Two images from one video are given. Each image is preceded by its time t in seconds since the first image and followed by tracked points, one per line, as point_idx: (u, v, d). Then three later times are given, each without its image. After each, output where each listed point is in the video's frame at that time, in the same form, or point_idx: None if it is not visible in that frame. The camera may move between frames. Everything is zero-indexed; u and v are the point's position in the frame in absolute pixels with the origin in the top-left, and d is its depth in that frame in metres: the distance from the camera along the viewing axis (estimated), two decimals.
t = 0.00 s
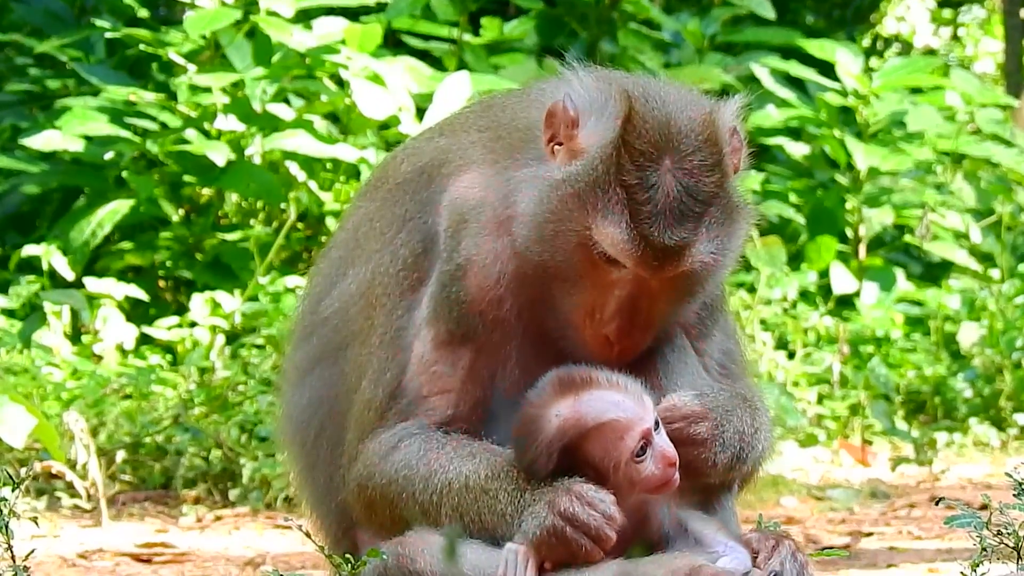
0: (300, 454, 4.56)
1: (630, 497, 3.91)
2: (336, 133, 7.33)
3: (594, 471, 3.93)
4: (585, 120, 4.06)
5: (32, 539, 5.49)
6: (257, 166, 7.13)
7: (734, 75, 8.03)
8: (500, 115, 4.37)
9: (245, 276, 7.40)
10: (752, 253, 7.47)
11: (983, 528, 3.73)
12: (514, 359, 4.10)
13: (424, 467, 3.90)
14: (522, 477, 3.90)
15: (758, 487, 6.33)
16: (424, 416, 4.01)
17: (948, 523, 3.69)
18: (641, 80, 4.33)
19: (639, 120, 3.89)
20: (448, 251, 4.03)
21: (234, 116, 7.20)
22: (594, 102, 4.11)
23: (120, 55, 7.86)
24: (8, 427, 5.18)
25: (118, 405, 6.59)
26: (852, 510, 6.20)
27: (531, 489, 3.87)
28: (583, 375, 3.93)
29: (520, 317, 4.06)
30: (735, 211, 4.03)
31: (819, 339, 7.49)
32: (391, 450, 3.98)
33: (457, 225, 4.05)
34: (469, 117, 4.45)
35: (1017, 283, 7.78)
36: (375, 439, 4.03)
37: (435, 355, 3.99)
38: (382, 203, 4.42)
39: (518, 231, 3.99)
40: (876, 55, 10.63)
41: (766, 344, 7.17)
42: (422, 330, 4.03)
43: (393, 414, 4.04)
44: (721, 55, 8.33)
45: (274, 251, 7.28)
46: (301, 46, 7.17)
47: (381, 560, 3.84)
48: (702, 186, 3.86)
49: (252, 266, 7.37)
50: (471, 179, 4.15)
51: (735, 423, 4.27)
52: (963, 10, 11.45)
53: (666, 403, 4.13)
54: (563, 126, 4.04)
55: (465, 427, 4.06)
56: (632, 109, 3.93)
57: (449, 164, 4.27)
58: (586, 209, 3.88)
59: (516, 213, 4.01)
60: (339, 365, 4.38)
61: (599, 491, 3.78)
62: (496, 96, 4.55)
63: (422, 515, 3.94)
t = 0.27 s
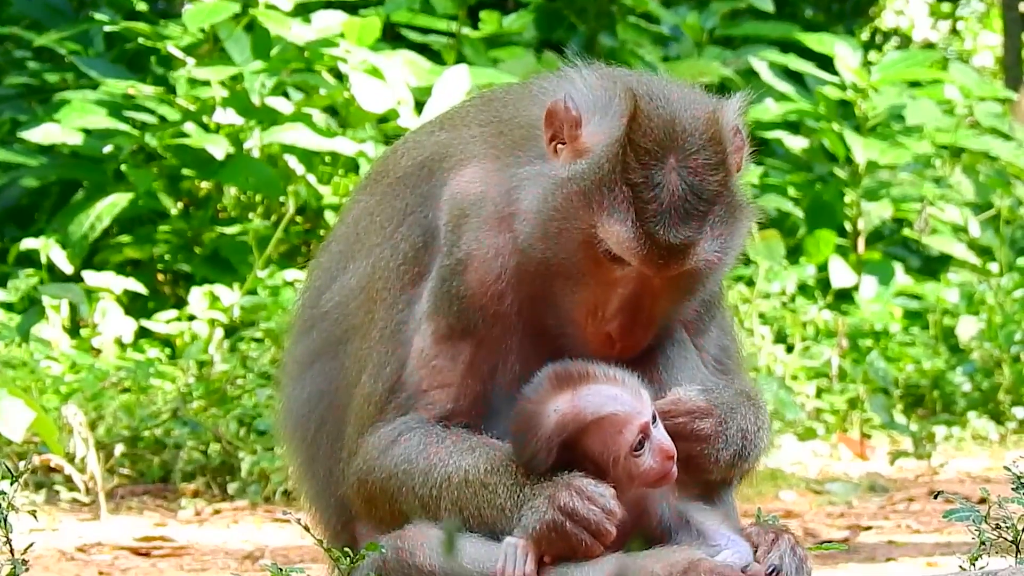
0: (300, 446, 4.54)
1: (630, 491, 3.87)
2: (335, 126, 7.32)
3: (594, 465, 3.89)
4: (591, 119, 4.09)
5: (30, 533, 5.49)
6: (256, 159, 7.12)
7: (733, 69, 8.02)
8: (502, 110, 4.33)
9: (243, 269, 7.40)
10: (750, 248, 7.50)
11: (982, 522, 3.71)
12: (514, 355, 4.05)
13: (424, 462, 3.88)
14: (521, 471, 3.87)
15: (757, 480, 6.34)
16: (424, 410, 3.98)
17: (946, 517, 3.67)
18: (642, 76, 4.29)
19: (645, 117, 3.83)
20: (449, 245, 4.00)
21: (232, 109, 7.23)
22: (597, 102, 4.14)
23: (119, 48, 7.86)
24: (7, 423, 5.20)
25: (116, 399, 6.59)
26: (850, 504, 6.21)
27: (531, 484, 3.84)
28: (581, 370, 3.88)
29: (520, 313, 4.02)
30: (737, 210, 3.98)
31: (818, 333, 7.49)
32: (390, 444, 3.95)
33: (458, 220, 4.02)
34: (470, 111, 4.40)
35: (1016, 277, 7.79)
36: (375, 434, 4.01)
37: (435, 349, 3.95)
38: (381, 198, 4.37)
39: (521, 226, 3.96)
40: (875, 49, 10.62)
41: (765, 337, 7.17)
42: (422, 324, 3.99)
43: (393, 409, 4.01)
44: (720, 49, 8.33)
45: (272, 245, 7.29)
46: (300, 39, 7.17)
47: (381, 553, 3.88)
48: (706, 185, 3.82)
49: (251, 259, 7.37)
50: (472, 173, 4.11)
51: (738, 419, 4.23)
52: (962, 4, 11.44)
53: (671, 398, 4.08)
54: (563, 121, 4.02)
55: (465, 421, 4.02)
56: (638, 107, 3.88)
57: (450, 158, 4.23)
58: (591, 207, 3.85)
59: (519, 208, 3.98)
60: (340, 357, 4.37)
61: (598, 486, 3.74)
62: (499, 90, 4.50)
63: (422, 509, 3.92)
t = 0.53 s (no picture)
0: (300, 436, 4.53)
1: (628, 488, 3.76)
2: (333, 120, 7.32)
3: (592, 463, 3.78)
4: (573, 105, 3.96)
5: (30, 527, 5.48)
6: (254, 154, 7.12)
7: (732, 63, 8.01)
8: (499, 102, 4.30)
9: (242, 263, 7.40)
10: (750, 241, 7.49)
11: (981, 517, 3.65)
12: (515, 348, 4.01)
13: (423, 455, 3.86)
14: (519, 466, 3.81)
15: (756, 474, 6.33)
16: (424, 402, 3.96)
17: (946, 510, 3.64)
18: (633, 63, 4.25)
19: (630, 101, 3.74)
20: (449, 235, 3.95)
21: (231, 103, 7.19)
22: (582, 90, 4.02)
23: (118, 42, 7.85)
24: (6, 416, 5.10)
25: (115, 393, 6.59)
26: (849, 498, 6.21)
27: (529, 479, 3.79)
28: (577, 367, 3.78)
29: (520, 305, 3.95)
30: (730, 192, 3.87)
31: (817, 327, 7.49)
32: (391, 436, 3.93)
33: (458, 210, 3.97)
34: (469, 104, 4.38)
35: (1015, 272, 7.78)
36: (375, 425, 3.99)
37: (435, 340, 3.93)
38: (383, 189, 4.36)
39: (515, 216, 3.87)
40: (874, 43, 10.60)
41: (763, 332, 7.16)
42: (422, 315, 3.97)
43: (393, 400, 4.00)
44: (719, 43, 8.33)
45: (270, 239, 7.30)
46: (299, 33, 7.18)
47: (379, 547, 3.85)
48: (694, 166, 3.70)
49: (250, 253, 7.36)
50: (472, 164, 4.06)
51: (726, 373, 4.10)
52: None
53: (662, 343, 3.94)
54: (552, 108, 3.92)
55: (464, 413, 4.01)
56: (623, 91, 3.78)
57: (449, 150, 4.20)
58: (576, 191, 3.75)
59: (513, 198, 3.89)
60: (340, 348, 4.36)
61: (595, 483, 3.67)
62: (499, 83, 4.48)
63: (421, 503, 3.89)
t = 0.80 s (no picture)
0: (302, 434, 4.53)
1: (629, 487, 3.75)
2: (332, 116, 7.33)
3: (593, 460, 3.77)
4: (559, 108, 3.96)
5: (29, 522, 5.49)
6: (253, 150, 7.13)
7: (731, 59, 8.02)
8: (494, 101, 4.28)
9: (241, 259, 7.40)
10: (749, 237, 7.50)
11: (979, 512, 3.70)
12: (514, 347, 3.98)
13: (424, 453, 3.82)
14: (520, 463, 3.80)
15: (755, 470, 6.34)
16: (422, 401, 3.92)
17: (945, 506, 3.63)
18: (626, 62, 4.20)
19: (612, 105, 3.75)
20: (445, 238, 3.94)
21: (229, 99, 7.18)
22: (566, 93, 4.01)
23: (117, 38, 7.85)
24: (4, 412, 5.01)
25: (114, 389, 6.59)
26: (848, 494, 6.21)
27: (529, 476, 3.77)
28: (584, 362, 3.78)
29: (519, 306, 3.94)
30: (717, 187, 3.87)
31: (815, 323, 7.49)
32: (391, 437, 3.89)
33: (455, 212, 3.95)
34: (465, 103, 4.36)
35: (1014, 268, 7.78)
36: (374, 426, 3.95)
37: (434, 341, 3.90)
38: (382, 190, 4.34)
39: (508, 222, 3.87)
40: (873, 38, 10.59)
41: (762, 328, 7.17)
42: (419, 316, 3.94)
43: (393, 401, 3.95)
44: (717, 39, 8.33)
45: (269, 235, 7.31)
46: (297, 30, 7.20)
47: (378, 544, 3.83)
48: (681, 166, 3.70)
49: (249, 249, 7.36)
50: (468, 166, 4.04)
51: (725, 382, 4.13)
52: None
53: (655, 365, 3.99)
54: (538, 118, 3.93)
55: (465, 413, 3.98)
56: (605, 95, 3.78)
57: (445, 151, 4.18)
58: (564, 198, 3.76)
59: (505, 204, 3.89)
60: (340, 348, 4.35)
61: (595, 480, 3.66)
62: (496, 82, 4.44)
63: (421, 501, 3.86)
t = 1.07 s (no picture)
0: (300, 433, 4.53)
1: (627, 484, 3.73)
2: (329, 114, 7.33)
3: (592, 458, 3.74)
4: (557, 109, 3.96)
5: (27, 520, 5.48)
6: (251, 148, 7.13)
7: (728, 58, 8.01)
8: (489, 100, 4.27)
9: (238, 257, 7.40)
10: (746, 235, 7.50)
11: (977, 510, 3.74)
12: (511, 346, 3.98)
13: (422, 453, 3.82)
14: (518, 462, 3.78)
15: (752, 468, 6.34)
16: (418, 402, 3.92)
17: (944, 504, 3.67)
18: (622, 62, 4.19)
19: (610, 104, 3.74)
20: (441, 238, 3.93)
21: (227, 97, 7.14)
22: (565, 93, 4.01)
23: (114, 36, 7.85)
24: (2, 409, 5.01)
25: (111, 386, 6.58)
26: (845, 492, 6.22)
27: (527, 474, 3.75)
28: (583, 360, 3.74)
29: (516, 305, 3.93)
30: (717, 185, 3.86)
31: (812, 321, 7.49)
32: (387, 438, 3.89)
33: (450, 212, 3.94)
34: (461, 102, 4.36)
35: (1011, 266, 7.79)
36: (370, 427, 3.95)
37: (430, 341, 3.89)
38: (379, 190, 4.33)
39: (505, 222, 3.85)
40: (870, 37, 10.58)
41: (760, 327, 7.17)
42: (415, 316, 3.93)
43: (390, 401, 3.95)
44: (714, 37, 8.33)
45: (267, 232, 7.32)
46: (296, 28, 7.19)
47: (374, 542, 3.80)
48: (678, 164, 3.69)
49: (246, 247, 7.37)
50: (463, 166, 4.03)
51: (725, 383, 4.12)
52: None
53: (654, 366, 3.98)
54: (536, 118, 3.93)
55: (461, 412, 3.99)
56: (602, 94, 3.77)
57: (441, 151, 4.17)
58: (561, 197, 3.74)
59: (501, 204, 3.88)
60: (337, 348, 4.35)
61: (594, 478, 3.64)
62: (492, 81, 4.43)
63: (418, 500, 3.86)
